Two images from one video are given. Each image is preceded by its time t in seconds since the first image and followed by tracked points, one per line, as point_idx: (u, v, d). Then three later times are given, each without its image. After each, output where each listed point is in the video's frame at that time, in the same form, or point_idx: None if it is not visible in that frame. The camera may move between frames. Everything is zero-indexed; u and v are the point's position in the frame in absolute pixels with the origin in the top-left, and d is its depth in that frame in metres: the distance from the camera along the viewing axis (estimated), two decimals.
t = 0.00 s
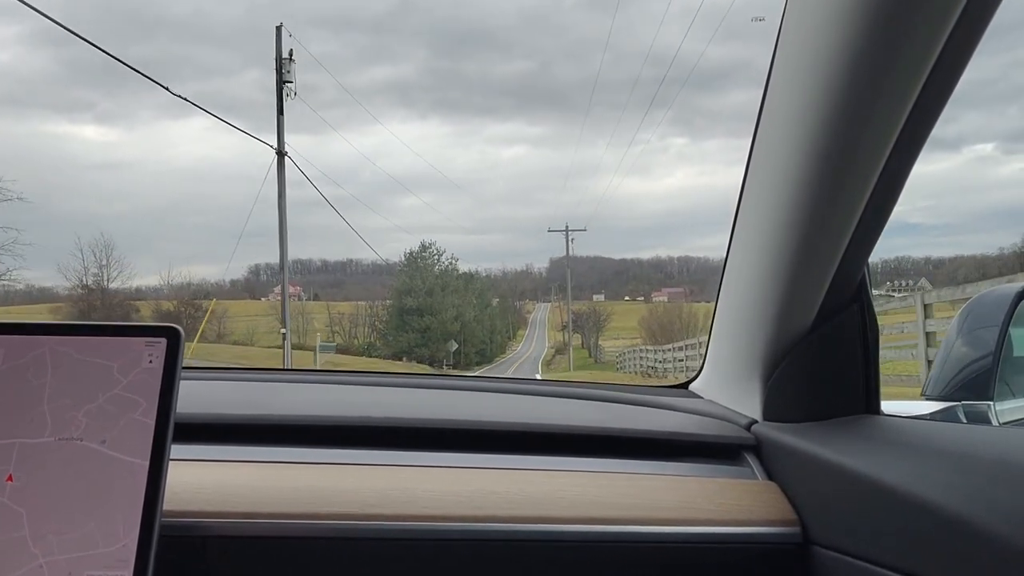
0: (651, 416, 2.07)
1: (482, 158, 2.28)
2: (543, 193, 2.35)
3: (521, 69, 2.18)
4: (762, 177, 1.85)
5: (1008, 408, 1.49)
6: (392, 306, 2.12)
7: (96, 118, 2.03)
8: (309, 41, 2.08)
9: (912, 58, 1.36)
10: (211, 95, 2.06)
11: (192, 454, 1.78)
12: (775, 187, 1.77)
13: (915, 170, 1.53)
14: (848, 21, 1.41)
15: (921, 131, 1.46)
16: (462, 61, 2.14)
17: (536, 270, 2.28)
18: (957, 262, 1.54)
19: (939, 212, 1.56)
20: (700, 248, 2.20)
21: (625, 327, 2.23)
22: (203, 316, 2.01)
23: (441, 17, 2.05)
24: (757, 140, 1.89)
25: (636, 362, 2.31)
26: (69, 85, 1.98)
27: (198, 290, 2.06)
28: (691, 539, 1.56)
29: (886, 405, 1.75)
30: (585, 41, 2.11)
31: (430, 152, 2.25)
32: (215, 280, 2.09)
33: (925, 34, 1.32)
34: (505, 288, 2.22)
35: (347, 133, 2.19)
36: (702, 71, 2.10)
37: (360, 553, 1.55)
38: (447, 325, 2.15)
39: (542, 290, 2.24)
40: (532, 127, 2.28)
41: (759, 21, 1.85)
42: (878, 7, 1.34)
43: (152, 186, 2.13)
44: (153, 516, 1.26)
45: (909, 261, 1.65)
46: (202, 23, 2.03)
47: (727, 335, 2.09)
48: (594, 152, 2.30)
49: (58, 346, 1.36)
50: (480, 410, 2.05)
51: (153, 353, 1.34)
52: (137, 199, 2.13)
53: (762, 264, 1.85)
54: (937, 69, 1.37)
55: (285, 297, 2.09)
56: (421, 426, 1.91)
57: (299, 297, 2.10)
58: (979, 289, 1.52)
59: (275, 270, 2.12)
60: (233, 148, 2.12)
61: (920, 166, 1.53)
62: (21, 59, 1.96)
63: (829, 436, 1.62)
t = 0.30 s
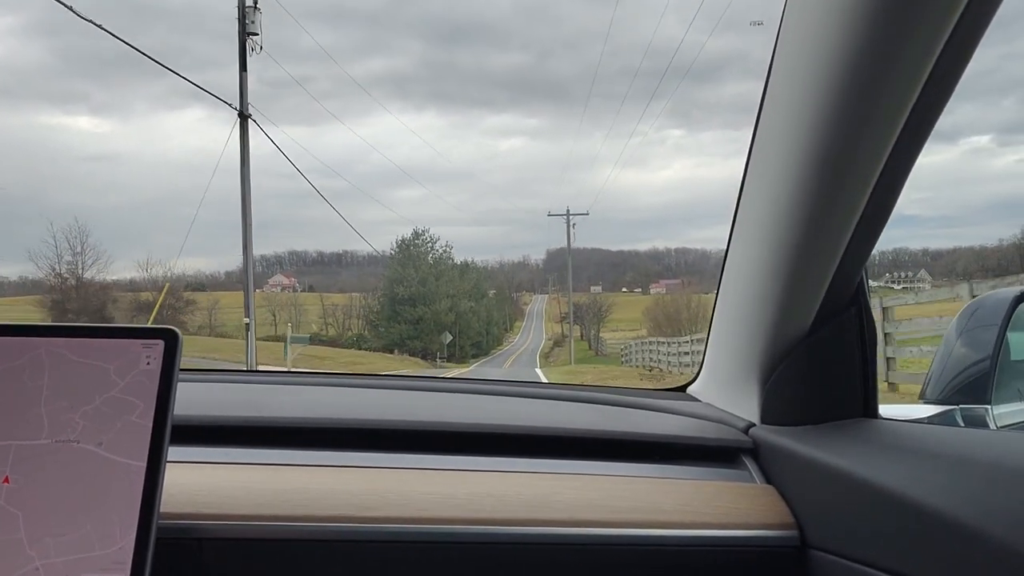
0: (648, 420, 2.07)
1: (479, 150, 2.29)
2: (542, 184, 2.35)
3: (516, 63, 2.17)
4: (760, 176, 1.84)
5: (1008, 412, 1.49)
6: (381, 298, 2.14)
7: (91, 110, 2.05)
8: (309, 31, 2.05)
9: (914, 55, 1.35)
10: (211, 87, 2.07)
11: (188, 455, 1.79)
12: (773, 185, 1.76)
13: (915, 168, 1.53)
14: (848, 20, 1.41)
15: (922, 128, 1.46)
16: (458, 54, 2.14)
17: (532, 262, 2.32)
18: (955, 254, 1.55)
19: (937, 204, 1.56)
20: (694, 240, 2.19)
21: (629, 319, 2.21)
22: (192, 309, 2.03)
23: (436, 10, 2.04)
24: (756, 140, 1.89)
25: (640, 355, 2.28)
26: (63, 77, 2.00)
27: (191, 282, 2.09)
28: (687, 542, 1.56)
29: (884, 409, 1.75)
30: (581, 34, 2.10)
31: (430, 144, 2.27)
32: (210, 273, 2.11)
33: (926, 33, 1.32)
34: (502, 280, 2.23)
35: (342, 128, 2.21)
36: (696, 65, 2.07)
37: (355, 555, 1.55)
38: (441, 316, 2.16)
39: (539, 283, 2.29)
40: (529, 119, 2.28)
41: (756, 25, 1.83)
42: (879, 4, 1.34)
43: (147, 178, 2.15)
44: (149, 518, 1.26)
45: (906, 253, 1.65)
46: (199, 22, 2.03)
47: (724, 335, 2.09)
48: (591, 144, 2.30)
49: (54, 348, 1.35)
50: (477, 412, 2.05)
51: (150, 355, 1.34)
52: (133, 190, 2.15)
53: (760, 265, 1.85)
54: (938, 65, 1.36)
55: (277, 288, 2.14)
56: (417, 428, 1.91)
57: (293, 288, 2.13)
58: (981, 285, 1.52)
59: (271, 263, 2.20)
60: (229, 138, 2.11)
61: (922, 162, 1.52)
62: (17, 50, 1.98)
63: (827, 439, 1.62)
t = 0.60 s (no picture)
0: (647, 414, 2.07)
1: (476, 144, 2.28)
2: (540, 180, 2.36)
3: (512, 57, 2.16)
4: (761, 171, 1.84)
5: (1006, 405, 1.50)
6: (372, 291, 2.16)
7: (85, 104, 2.03)
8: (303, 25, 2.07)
9: (916, 51, 1.35)
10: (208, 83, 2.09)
11: (188, 450, 1.78)
12: (774, 180, 1.76)
13: (916, 163, 1.53)
14: (851, 15, 1.40)
15: (923, 124, 1.46)
16: (454, 49, 2.14)
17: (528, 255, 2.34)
18: (953, 249, 1.53)
19: (932, 199, 1.57)
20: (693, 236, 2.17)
21: (631, 312, 2.22)
22: (171, 302, 2.05)
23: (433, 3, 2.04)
24: (756, 135, 1.89)
25: (648, 349, 2.28)
26: (58, 71, 1.98)
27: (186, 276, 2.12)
28: (687, 536, 1.57)
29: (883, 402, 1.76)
30: (579, 27, 2.09)
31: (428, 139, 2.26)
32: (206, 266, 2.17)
33: (929, 29, 1.31)
34: (496, 274, 2.27)
35: (334, 125, 2.19)
36: (693, 60, 2.07)
37: (355, 549, 1.55)
38: (433, 308, 2.21)
39: (534, 277, 2.30)
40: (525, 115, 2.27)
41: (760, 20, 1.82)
42: None
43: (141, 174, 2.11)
44: (150, 513, 1.26)
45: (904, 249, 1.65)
46: (198, 15, 2.03)
47: (723, 330, 2.09)
48: (587, 137, 2.29)
49: (53, 342, 1.35)
50: (476, 407, 2.05)
51: (150, 349, 1.35)
52: (130, 185, 2.11)
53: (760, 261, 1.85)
54: (939, 62, 1.36)
55: (273, 282, 2.14)
56: (416, 422, 1.91)
57: (288, 282, 2.13)
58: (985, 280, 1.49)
59: (265, 256, 2.19)
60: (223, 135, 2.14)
61: (923, 157, 1.52)
62: (11, 44, 1.96)
63: (826, 434, 1.62)
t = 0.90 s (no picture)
0: (646, 410, 2.07)
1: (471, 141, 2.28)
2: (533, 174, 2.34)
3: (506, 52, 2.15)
4: (758, 168, 1.85)
5: (1007, 400, 1.47)
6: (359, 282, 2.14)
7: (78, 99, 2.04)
8: (296, 21, 2.05)
9: (913, 48, 1.35)
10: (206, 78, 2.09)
11: (186, 446, 1.79)
12: (772, 177, 1.77)
13: (913, 162, 1.53)
14: (850, 11, 1.41)
15: (920, 122, 1.46)
16: (449, 44, 2.12)
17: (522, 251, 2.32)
18: (950, 246, 1.52)
19: (926, 196, 1.56)
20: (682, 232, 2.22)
21: (630, 309, 2.21)
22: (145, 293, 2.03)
23: None
24: (755, 131, 1.89)
25: (651, 347, 2.28)
26: (51, 67, 2.00)
27: (176, 272, 2.13)
28: (686, 531, 1.57)
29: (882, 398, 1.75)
30: (573, 22, 2.07)
31: (421, 134, 2.26)
32: (198, 263, 2.16)
33: (927, 26, 1.32)
34: (492, 270, 2.23)
35: (330, 120, 2.18)
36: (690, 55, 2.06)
37: (353, 546, 1.55)
38: (425, 303, 2.17)
39: (530, 273, 2.26)
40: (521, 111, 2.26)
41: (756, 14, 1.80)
42: None
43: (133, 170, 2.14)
44: (149, 510, 1.26)
45: (897, 242, 1.65)
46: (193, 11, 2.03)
47: (722, 326, 2.09)
48: (581, 134, 2.29)
49: (50, 340, 1.35)
50: (476, 403, 2.05)
51: (147, 346, 1.34)
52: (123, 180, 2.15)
53: (759, 255, 1.85)
54: (936, 59, 1.37)
55: (264, 278, 2.14)
56: (416, 418, 1.91)
57: (280, 278, 2.13)
58: (982, 279, 1.49)
59: (258, 254, 2.18)
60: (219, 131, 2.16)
61: (919, 155, 1.52)
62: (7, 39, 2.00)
63: (824, 430, 1.62)
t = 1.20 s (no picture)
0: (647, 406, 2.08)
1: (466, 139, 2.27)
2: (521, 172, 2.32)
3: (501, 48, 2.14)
4: (759, 165, 1.85)
5: (1006, 397, 1.45)
6: (345, 276, 2.13)
7: (72, 95, 2.07)
8: (287, 18, 2.05)
9: (912, 46, 1.35)
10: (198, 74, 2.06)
11: (189, 442, 1.79)
12: (773, 174, 1.77)
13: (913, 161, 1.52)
14: (851, 8, 1.41)
15: (919, 122, 1.46)
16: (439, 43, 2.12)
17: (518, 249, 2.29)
18: (946, 245, 1.52)
19: (918, 195, 1.56)
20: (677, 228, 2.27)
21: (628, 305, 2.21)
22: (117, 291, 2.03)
23: None
24: (755, 128, 1.89)
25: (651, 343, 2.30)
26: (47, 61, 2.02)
27: (169, 269, 2.15)
28: (688, 527, 1.57)
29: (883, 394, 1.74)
30: (567, 19, 2.05)
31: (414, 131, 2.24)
32: (190, 259, 2.17)
33: (926, 24, 1.31)
34: (487, 266, 2.22)
35: (323, 115, 2.17)
36: (686, 53, 2.06)
37: (354, 541, 1.55)
38: (415, 299, 2.18)
39: (525, 269, 2.24)
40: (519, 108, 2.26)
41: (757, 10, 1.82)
42: None
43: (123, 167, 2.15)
44: (151, 505, 1.26)
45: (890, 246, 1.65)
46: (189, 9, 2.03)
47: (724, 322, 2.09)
48: (574, 133, 2.28)
49: (53, 336, 1.35)
50: (477, 399, 2.05)
51: (149, 341, 1.35)
52: (113, 177, 2.15)
53: (761, 251, 1.84)
54: (935, 59, 1.36)
55: (258, 276, 2.13)
56: (419, 414, 1.91)
57: (272, 275, 2.13)
58: (979, 277, 1.49)
59: (250, 251, 2.19)
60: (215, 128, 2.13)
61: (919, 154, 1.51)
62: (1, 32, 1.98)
63: (825, 426, 1.62)
